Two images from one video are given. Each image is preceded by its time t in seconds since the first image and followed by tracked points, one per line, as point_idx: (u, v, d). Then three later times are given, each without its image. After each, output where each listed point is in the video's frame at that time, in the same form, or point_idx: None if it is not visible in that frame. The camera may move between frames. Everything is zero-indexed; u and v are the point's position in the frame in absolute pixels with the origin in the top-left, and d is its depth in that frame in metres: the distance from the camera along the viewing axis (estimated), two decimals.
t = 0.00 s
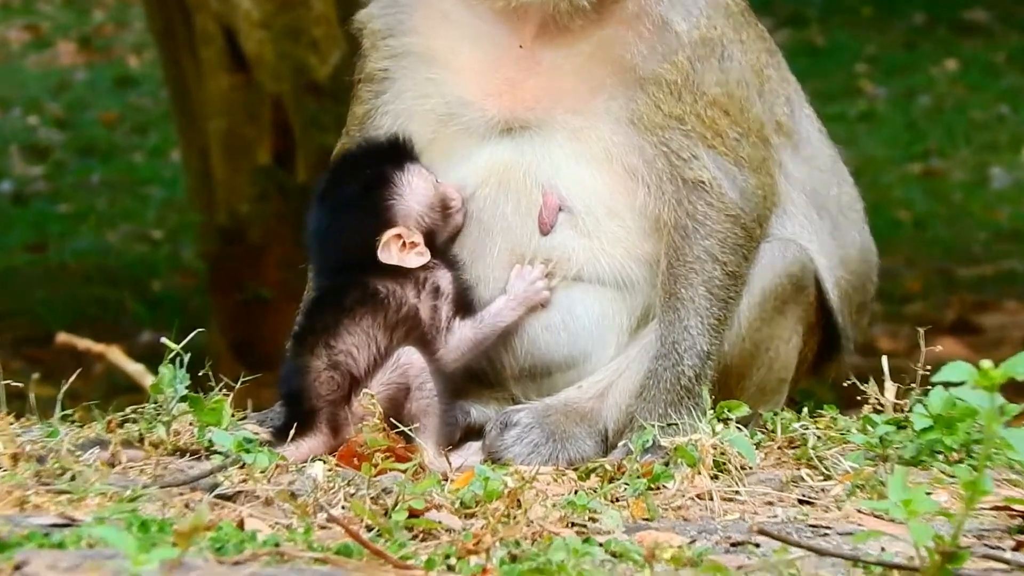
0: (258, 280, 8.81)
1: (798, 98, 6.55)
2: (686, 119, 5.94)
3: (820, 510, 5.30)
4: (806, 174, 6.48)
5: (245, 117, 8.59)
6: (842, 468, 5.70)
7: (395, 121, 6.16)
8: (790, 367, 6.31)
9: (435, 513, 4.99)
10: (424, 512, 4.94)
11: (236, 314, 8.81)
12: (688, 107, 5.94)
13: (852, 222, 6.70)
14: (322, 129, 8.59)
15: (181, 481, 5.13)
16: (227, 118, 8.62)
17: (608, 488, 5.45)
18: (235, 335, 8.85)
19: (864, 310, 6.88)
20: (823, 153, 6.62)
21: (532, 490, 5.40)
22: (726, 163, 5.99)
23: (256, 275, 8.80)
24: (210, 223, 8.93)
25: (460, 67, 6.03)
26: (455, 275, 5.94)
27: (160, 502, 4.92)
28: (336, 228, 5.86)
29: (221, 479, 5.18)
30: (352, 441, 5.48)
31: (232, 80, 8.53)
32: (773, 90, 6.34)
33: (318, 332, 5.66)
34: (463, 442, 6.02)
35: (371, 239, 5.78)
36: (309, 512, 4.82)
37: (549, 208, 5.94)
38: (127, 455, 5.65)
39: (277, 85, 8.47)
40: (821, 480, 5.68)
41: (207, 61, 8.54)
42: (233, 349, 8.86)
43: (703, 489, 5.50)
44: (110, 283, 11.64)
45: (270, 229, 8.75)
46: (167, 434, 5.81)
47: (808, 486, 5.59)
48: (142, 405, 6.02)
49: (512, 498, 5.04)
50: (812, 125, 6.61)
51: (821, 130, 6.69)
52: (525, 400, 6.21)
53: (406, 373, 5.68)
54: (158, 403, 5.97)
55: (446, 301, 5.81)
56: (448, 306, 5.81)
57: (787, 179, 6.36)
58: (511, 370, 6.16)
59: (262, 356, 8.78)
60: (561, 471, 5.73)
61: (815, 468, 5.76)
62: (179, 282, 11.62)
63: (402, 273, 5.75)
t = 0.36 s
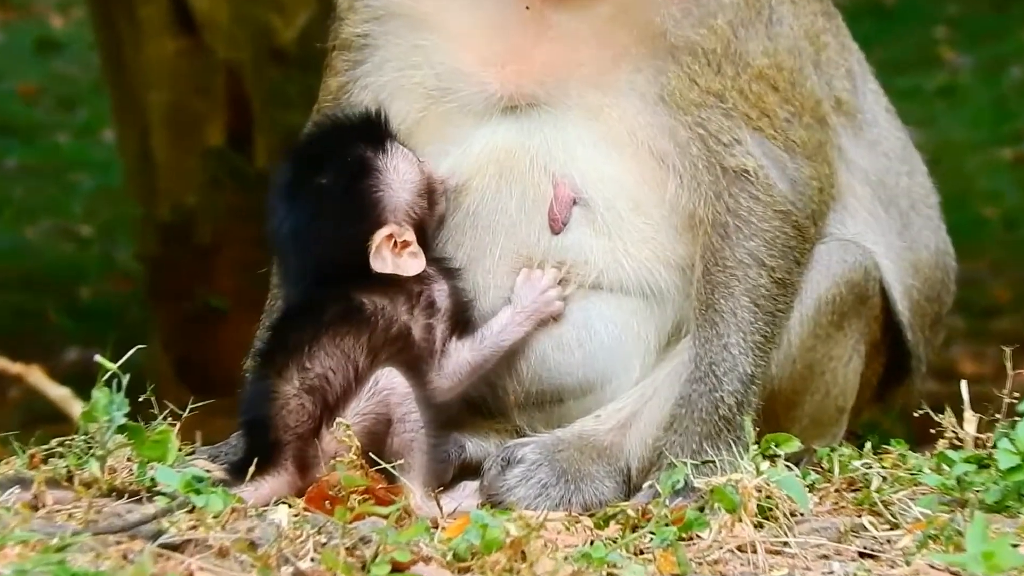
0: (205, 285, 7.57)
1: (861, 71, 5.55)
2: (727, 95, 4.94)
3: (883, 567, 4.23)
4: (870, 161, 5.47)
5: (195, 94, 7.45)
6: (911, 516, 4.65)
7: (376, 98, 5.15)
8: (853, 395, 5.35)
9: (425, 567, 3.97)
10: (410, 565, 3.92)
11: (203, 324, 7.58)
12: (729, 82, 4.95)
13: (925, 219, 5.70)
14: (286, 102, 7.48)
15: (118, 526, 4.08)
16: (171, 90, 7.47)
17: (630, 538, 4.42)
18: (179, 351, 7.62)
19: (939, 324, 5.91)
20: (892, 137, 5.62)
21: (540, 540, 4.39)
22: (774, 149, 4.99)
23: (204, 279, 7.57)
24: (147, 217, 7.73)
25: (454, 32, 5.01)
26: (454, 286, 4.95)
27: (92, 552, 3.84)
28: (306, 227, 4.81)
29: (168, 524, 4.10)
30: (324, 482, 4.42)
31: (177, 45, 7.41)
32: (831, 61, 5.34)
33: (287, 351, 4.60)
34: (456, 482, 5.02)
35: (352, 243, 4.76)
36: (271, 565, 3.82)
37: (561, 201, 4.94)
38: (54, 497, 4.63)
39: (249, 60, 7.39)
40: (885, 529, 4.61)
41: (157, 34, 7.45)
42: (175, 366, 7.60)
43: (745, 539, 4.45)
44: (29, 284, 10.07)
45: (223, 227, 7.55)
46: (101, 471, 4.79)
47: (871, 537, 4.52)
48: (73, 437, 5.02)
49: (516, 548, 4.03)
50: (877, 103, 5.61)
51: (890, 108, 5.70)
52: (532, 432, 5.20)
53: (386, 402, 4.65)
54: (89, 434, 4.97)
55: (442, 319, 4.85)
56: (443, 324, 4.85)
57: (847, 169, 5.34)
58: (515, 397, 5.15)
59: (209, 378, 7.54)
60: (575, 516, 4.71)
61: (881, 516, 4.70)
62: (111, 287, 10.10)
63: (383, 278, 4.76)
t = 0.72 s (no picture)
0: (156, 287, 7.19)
1: (909, 40, 4.89)
2: (754, 68, 4.31)
3: None
4: (918, 146, 4.80)
5: (137, 65, 7.18)
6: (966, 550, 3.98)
7: (348, 70, 4.53)
8: (898, 412, 4.72)
9: None
10: None
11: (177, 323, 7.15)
12: (757, 53, 4.31)
13: (979, 210, 5.05)
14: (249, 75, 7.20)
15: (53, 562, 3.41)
16: (108, 58, 7.22)
17: None
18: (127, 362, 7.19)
19: (994, 332, 5.25)
20: (943, 118, 4.96)
21: None
22: (809, 130, 4.34)
23: (151, 280, 7.20)
24: (86, 205, 7.48)
25: None
26: (436, 289, 4.30)
27: None
28: (270, 221, 4.13)
29: (111, 559, 3.45)
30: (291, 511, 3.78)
31: (119, 13, 7.16)
32: (874, 28, 4.66)
33: (244, 364, 3.99)
34: (442, 512, 4.36)
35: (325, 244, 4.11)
36: None
37: (564, 190, 4.30)
38: None
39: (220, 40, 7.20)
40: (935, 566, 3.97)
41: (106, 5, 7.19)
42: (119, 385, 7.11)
43: None
44: None
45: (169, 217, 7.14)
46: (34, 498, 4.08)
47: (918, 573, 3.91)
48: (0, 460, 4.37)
49: None
50: (927, 78, 4.94)
51: (942, 85, 5.05)
52: (529, 455, 4.55)
53: (362, 420, 3.95)
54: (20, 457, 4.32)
55: (425, 327, 4.21)
56: (429, 333, 4.21)
57: (892, 153, 4.67)
58: (512, 415, 4.51)
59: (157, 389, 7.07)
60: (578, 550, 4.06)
61: (930, 551, 4.05)
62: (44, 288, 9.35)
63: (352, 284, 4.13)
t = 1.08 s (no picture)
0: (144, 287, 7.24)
1: (899, 38, 4.89)
2: (745, 67, 4.31)
3: None
4: (909, 143, 4.81)
5: (127, 64, 7.23)
6: (956, 548, 3.97)
7: (339, 70, 4.53)
8: (888, 410, 4.72)
9: None
10: None
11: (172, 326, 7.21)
12: (747, 51, 4.32)
13: (970, 207, 5.06)
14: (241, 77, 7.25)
15: (45, 560, 3.40)
16: (100, 57, 7.29)
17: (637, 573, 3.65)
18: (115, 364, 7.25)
19: (987, 328, 5.25)
20: (934, 116, 4.97)
21: None
22: (800, 128, 4.34)
23: (140, 281, 7.25)
24: (76, 206, 7.47)
25: None
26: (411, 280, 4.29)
27: None
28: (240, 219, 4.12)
29: (102, 558, 3.43)
30: (281, 509, 3.83)
31: (111, 9, 7.23)
32: (864, 26, 4.66)
33: (223, 363, 3.94)
34: (434, 510, 4.37)
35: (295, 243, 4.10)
36: None
37: (555, 188, 4.28)
38: None
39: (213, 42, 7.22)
40: (926, 565, 3.96)
41: (99, 7, 7.26)
42: (111, 387, 7.22)
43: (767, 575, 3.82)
44: None
45: (160, 218, 7.19)
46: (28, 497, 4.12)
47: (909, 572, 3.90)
48: None
49: None
50: (918, 76, 4.95)
51: (933, 83, 5.06)
52: (520, 454, 4.55)
53: (357, 417, 3.95)
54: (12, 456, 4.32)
55: (401, 321, 4.19)
56: (409, 329, 4.20)
57: (883, 151, 4.68)
58: (502, 414, 4.51)
59: (145, 391, 7.21)
60: (569, 548, 4.06)
61: (921, 549, 4.05)
62: (34, 288, 9.46)
63: (334, 284, 4.12)
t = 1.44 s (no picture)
0: (138, 284, 7.50)
1: (893, 37, 4.89)
2: (738, 67, 4.31)
3: None
4: (904, 143, 4.81)
5: (120, 64, 7.55)
6: (950, 548, 3.96)
7: (331, 70, 4.54)
8: (882, 411, 4.72)
9: None
10: None
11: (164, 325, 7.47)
12: (741, 51, 4.32)
13: (964, 207, 5.06)
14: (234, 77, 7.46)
15: (37, 561, 3.40)
16: (92, 59, 7.61)
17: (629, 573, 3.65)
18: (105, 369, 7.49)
19: (981, 328, 5.25)
20: (929, 115, 4.97)
21: None
22: (794, 128, 4.34)
23: (135, 281, 7.50)
24: (70, 207, 7.78)
25: None
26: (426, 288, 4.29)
27: None
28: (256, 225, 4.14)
29: (96, 558, 3.42)
30: (274, 509, 3.80)
31: (102, 11, 7.53)
32: (857, 25, 4.65)
33: (229, 362, 3.98)
34: (428, 510, 4.38)
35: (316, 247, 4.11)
36: None
37: (548, 189, 4.29)
38: None
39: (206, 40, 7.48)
40: (919, 565, 3.96)
41: (90, 8, 7.55)
42: (104, 390, 7.48)
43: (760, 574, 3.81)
44: None
45: (154, 219, 7.44)
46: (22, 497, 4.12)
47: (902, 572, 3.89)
48: None
49: None
50: (912, 75, 4.95)
51: (927, 82, 5.06)
52: (514, 454, 4.55)
53: (351, 418, 3.95)
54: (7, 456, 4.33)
55: (409, 326, 4.19)
56: (412, 331, 4.19)
57: (877, 150, 4.68)
58: (496, 415, 4.52)
59: (142, 395, 7.47)
60: (561, 548, 4.06)
61: (914, 549, 4.04)
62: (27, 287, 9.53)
63: (338, 284, 4.12)
